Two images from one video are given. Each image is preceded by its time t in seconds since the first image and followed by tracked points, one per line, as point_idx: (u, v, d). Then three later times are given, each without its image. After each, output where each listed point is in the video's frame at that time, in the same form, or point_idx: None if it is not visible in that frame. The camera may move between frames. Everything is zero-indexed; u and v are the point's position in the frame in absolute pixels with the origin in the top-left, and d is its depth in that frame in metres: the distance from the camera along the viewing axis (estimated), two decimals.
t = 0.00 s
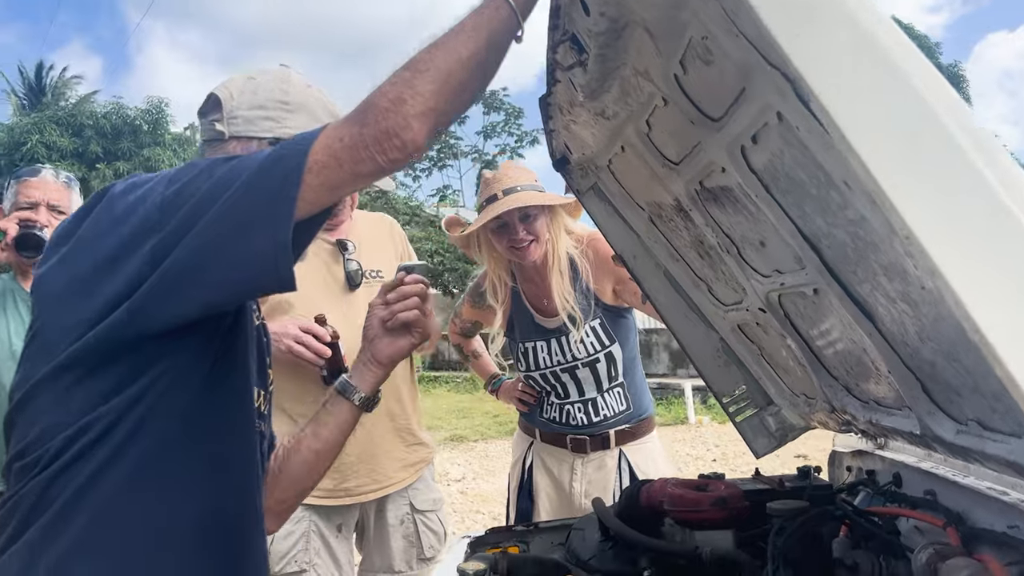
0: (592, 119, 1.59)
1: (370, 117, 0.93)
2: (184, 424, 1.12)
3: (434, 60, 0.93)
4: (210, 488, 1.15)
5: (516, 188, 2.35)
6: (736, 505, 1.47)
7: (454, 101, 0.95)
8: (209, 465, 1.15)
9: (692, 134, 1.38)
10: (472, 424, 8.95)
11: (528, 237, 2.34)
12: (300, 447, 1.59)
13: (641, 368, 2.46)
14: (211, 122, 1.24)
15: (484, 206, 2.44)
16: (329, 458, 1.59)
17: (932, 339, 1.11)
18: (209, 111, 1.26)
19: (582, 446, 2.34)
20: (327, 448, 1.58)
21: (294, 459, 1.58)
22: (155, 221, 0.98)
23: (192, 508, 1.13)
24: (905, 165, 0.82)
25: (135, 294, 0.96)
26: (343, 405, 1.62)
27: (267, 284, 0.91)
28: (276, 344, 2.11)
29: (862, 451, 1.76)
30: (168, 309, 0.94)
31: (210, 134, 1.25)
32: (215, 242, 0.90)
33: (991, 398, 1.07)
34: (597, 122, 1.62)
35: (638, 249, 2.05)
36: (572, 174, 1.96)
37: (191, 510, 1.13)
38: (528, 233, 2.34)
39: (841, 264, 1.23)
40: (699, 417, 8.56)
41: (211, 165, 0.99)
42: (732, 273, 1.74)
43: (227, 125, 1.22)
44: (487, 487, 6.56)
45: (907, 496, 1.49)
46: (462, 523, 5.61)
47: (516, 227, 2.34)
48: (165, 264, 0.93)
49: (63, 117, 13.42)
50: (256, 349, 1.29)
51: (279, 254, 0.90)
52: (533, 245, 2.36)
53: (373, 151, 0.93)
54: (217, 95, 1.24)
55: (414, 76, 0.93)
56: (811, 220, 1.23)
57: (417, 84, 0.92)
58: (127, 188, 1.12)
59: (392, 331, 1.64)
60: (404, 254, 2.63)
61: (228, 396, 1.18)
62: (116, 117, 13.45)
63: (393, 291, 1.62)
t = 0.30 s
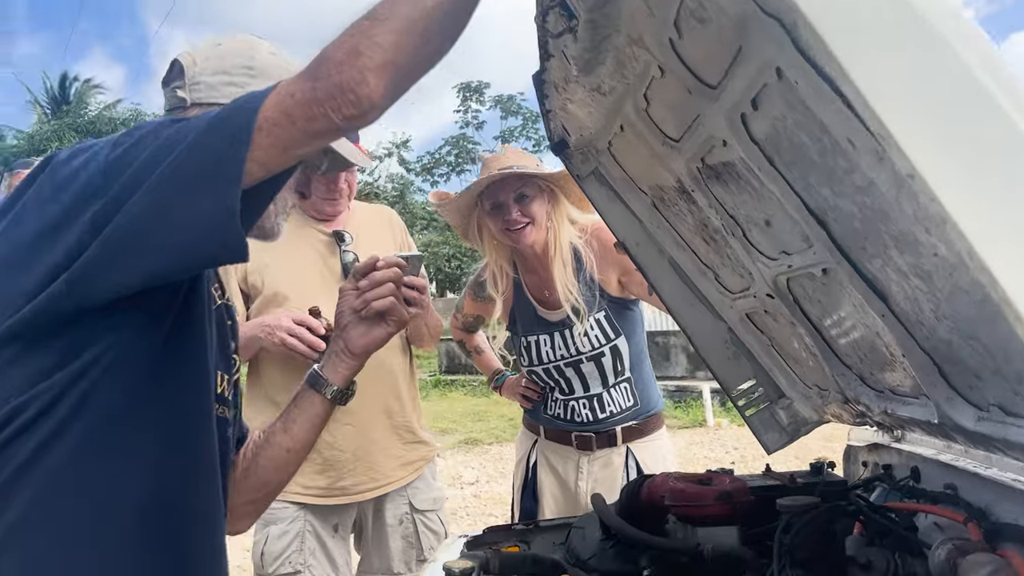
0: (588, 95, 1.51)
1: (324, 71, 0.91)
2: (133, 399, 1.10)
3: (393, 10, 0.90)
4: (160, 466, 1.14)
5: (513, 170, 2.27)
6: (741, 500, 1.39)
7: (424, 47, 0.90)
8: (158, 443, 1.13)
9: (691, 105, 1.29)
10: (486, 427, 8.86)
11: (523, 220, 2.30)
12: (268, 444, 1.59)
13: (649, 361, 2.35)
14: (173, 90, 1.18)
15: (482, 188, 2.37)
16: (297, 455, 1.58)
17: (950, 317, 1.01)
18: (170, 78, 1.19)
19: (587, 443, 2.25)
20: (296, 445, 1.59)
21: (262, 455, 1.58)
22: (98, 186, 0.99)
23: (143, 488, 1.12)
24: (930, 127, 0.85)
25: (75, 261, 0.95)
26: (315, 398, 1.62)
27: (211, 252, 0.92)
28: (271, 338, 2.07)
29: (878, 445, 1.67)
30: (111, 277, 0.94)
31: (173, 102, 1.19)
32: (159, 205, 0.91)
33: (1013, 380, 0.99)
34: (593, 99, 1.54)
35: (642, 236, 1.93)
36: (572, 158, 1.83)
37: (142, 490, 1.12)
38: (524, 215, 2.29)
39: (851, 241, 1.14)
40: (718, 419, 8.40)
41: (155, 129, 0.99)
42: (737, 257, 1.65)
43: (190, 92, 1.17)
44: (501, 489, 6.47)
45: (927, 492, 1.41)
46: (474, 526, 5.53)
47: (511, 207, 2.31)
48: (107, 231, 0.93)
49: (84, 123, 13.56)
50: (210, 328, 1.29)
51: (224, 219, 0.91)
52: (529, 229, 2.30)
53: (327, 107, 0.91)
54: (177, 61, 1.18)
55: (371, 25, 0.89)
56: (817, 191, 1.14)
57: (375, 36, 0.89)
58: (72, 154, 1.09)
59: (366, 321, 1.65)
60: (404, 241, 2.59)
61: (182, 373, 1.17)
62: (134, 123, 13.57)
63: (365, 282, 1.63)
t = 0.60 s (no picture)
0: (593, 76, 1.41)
1: (277, 30, 0.81)
2: (80, 391, 1.03)
3: None
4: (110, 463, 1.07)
5: (517, 160, 2.19)
6: (756, 506, 1.26)
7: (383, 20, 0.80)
8: (109, 438, 1.06)
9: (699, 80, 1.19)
10: (506, 431, 8.77)
11: (528, 211, 2.22)
12: (245, 442, 1.55)
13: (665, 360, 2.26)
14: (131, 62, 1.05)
15: (485, 177, 2.30)
16: (274, 456, 1.55)
17: (986, 305, 0.96)
18: (127, 50, 1.06)
19: (599, 446, 2.16)
20: (274, 445, 1.55)
21: (240, 452, 1.54)
22: (35, 163, 0.92)
23: (98, 486, 1.05)
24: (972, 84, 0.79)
25: (9, 245, 0.87)
26: (295, 395, 1.58)
27: (157, 234, 0.84)
28: (269, 337, 2.04)
29: (906, 447, 1.56)
30: (49, 261, 0.86)
31: (131, 76, 1.07)
32: (99, 182, 0.84)
33: None
34: (598, 81, 1.44)
35: (653, 227, 1.83)
36: (579, 146, 1.71)
37: (97, 488, 1.05)
38: (529, 207, 2.22)
39: (873, 225, 1.05)
40: (741, 423, 8.23)
41: (100, 103, 0.93)
42: (754, 247, 1.55)
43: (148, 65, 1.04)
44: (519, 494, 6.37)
45: (961, 497, 1.31)
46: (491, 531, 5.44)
47: (516, 199, 2.24)
48: (43, 208, 0.86)
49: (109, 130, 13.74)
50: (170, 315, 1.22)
51: (170, 196, 0.83)
52: (535, 221, 2.23)
53: (280, 72, 0.81)
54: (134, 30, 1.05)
55: None
56: (836, 169, 1.04)
57: None
58: (15, 128, 1.04)
59: (352, 314, 1.61)
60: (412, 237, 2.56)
61: (134, 363, 1.10)
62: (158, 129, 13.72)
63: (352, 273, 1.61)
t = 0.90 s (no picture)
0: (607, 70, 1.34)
1: (249, 16, 0.77)
2: (45, 409, 0.97)
3: None
4: (79, 484, 1.01)
5: (528, 161, 2.13)
6: (783, 529, 1.17)
7: None
8: (77, 454, 1.00)
9: (720, 72, 1.11)
10: (527, 436, 8.68)
11: (542, 214, 2.16)
12: (262, 429, 1.50)
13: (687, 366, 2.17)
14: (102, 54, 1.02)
15: (496, 178, 2.24)
16: (296, 439, 1.49)
17: None
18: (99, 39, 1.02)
19: (619, 457, 2.07)
20: (293, 422, 1.49)
21: (259, 439, 1.49)
22: None
23: (59, 507, 0.99)
24: None
25: None
26: (315, 371, 1.51)
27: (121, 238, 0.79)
28: (279, 343, 2.07)
29: (943, 462, 1.47)
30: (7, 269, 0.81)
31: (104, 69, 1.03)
32: (59, 183, 0.79)
33: None
34: (613, 76, 1.37)
35: (674, 229, 1.75)
36: (595, 145, 1.66)
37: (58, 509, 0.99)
38: (543, 210, 2.15)
39: (911, 227, 0.96)
40: (768, 428, 8.06)
41: (65, 100, 0.89)
42: (780, 250, 1.46)
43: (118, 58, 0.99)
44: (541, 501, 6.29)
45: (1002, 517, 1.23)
46: (512, 539, 5.36)
47: (530, 202, 2.17)
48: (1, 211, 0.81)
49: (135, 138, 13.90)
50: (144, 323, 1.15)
51: (132, 196, 0.78)
52: (550, 225, 2.16)
53: (253, 61, 0.77)
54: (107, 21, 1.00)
55: None
56: (869, 164, 0.96)
57: None
58: None
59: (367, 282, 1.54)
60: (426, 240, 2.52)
61: (104, 379, 1.03)
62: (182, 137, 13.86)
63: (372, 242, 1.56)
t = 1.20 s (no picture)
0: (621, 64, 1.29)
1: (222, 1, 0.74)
2: (17, 414, 0.95)
3: None
4: (54, 491, 0.98)
5: (544, 160, 2.08)
6: (805, 543, 1.11)
7: None
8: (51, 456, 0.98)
9: (737, 63, 1.06)
10: (550, 438, 8.63)
11: (557, 214, 2.12)
12: (248, 443, 1.49)
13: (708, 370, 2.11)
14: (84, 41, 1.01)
15: (510, 178, 2.20)
16: (281, 453, 1.49)
17: None
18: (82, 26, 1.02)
19: (638, 463, 2.02)
20: (280, 436, 1.49)
21: (244, 453, 1.48)
22: None
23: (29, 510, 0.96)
24: None
25: None
26: (304, 381, 1.50)
27: (84, 236, 0.76)
28: (291, 345, 2.09)
29: (977, 471, 1.40)
30: None
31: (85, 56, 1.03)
32: (21, 179, 0.76)
33: None
34: (626, 70, 1.32)
35: (692, 230, 1.70)
36: (611, 143, 1.62)
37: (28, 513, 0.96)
38: (558, 211, 2.11)
39: (941, 224, 0.90)
40: (795, 432, 7.92)
41: (34, 94, 0.86)
42: (802, 250, 1.40)
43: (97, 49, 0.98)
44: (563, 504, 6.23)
45: None
46: (534, 542, 5.31)
47: (545, 202, 2.13)
48: None
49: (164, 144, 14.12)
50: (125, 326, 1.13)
51: (93, 192, 0.75)
52: (565, 226, 2.12)
53: (226, 49, 0.74)
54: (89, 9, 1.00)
55: None
56: (895, 158, 0.90)
57: None
58: None
59: (359, 287, 1.52)
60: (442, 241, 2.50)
61: (79, 384, 1.01)
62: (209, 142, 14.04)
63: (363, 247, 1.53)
